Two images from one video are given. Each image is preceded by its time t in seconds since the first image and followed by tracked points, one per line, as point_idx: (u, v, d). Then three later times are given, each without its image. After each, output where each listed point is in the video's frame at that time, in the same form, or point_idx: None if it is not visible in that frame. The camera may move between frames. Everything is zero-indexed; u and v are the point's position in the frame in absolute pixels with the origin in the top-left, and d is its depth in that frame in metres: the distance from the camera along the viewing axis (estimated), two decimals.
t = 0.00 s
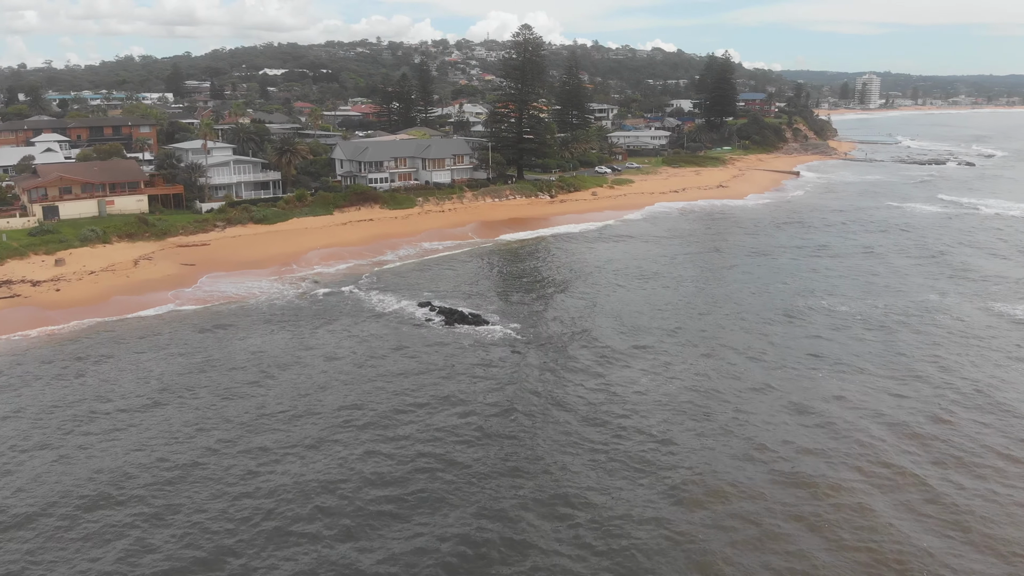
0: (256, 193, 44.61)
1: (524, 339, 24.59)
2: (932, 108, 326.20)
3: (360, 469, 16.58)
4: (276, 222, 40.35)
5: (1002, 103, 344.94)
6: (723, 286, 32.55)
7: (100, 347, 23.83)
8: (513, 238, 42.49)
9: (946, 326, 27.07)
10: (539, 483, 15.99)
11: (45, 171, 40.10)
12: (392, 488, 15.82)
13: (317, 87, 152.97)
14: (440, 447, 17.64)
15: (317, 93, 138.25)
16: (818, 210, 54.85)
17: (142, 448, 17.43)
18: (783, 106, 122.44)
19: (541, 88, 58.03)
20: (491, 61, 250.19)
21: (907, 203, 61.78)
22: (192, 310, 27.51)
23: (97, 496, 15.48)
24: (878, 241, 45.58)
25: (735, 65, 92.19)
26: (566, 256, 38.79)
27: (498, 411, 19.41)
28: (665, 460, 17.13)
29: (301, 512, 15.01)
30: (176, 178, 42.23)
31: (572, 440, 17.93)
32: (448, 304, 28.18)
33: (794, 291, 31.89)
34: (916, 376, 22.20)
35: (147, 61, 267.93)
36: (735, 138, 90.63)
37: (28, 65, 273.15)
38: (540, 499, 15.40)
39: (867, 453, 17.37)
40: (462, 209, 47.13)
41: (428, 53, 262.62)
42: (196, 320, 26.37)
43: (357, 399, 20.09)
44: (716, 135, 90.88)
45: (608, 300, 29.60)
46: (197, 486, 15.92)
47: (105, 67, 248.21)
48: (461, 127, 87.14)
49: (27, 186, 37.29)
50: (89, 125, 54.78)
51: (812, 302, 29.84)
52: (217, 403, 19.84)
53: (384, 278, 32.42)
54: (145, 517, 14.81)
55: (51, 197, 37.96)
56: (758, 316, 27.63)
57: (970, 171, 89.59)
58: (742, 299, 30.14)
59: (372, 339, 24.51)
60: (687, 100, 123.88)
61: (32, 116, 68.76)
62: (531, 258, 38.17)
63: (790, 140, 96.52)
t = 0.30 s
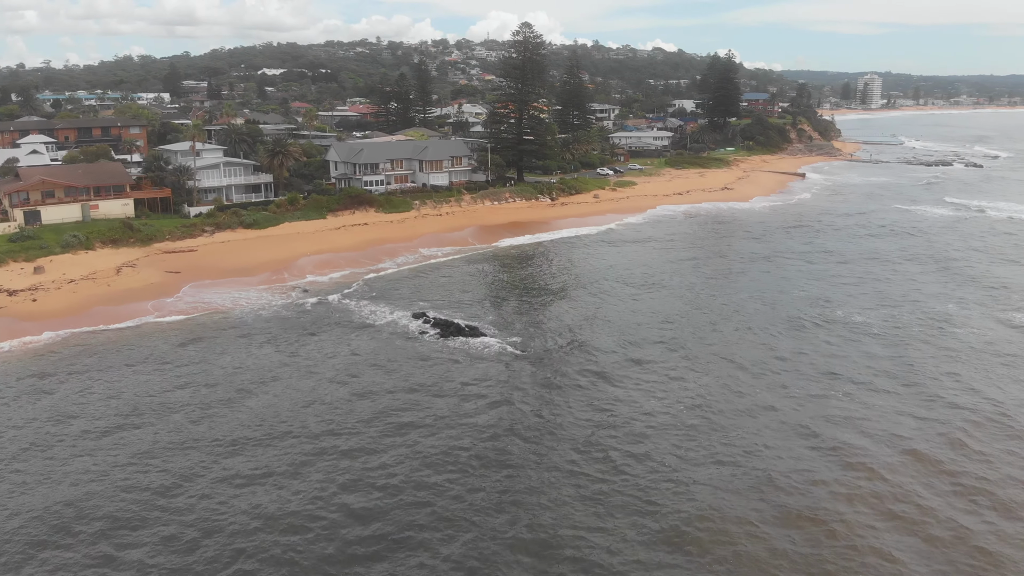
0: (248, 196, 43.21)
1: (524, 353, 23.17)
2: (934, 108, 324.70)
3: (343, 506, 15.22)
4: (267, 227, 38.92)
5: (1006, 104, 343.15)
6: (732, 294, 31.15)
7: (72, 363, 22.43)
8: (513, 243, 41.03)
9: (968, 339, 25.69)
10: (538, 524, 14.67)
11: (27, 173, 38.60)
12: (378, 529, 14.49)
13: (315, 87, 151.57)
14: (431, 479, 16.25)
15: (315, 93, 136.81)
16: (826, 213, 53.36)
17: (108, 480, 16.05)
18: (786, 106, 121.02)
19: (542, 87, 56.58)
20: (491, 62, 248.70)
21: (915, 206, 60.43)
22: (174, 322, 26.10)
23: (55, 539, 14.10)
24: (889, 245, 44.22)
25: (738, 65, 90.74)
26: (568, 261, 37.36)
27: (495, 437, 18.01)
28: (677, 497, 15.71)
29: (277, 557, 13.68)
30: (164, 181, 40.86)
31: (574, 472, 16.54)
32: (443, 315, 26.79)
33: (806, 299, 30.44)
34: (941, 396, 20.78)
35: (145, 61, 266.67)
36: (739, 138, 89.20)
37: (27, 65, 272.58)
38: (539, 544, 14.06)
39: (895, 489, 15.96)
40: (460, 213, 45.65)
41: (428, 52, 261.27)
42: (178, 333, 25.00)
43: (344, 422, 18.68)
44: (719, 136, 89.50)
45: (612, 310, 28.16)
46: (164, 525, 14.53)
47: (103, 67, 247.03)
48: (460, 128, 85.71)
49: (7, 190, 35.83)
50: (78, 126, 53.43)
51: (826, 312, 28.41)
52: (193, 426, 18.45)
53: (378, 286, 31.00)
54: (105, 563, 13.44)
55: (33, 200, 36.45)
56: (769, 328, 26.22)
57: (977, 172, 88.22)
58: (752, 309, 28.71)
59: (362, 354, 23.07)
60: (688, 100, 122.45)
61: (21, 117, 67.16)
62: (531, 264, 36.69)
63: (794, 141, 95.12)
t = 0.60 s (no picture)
0: (238, 200, 41.81)
1: (522, 369, 21.75)
2: (936, 108, 322.98)
3: (320, 550, 13.81)
4: (257, 232, 37.52)
5: (1008, 103, 341.49)
6: (741, 303, 29.66)
7: (40, 381, 21.00)
8: (512, 249, 39.54)
9: (992, 354, 24.21)
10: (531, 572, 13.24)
11: (7, 177, 37.15)
12: None
13: (313, 87, 150.12)
14: (421, 516, 14.84)
15: (313, 93, 135.30)
16: (834, 216, 51.89)
17: (65, 519, 14.61)
18: (790, 106, 119.48)
19: (542, 87, 55.12)
20: (491, 61, 247.14)
21: (924, 209, 58.91)
22: (152, 336, 24.63)
23: None
24: (900, 251, 42.71)
25: (742, 64, 89.27)
26: (570, 267, 35.86)
27: (491, 467, 16.59)
28: (690, 537, 14.32)
29: None
30: (151, 184, 39.43)
31: (578, 508, 15.14)
32: (438, 326, 25.37)
33: (819, 309, 29.01)
34: (970, 419, 19.36)
35: (143, 61, 265.33)
36: (743, 139, 87.74)
37: (24, 65, 271.06)
38: None
39: (927, 529, 14.55)
40: (458, 217, 44.15)
41: (427, 52, 259.89)
42: (156, 347, 23.56)
43: (327, 449, 17.27)
44: (723, 137, 88.03)
45: (615, 321, 26.72)
46: (123, 573, 13.11)
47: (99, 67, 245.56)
48: (459, 128, 84.25)
49: None
50: (65, 127, 52.00)
51: (840, 323, 26.98)
52: (165, 454, 17.03)
53: (370, 295, 29.51)
54: None
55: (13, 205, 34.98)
56: (782, 341, 24.75)
57: (984, 173, 86.65)
58: (763, 319, 27.27)
59: (350, 371, 21.58)
60: (690, 100, 121.00)
61: (10, 117, 65.70)
62: (531, 270, 35.24)
63: (798, 142, 93.60)
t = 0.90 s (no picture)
0: (228, 204, 40.41)
1: (520, 387, 20.32)
2: (939, 108, 321.33)
3: None
4: (246, 237, 36.14)
5: (1011, 102, 339.81)
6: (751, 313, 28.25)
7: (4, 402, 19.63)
8: (511, 254, 38.09)
9: (1019, 372, 22.77)
10: None
11: None
12: None
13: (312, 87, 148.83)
14: (404, 561, 13.43)
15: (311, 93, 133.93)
16: (843, 218, 50.40)
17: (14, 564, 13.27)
18: (793, 107, 117.98)
19: (543, 87, 53.67)
20: (491, 61, 245.72)
21: (934, 212, 57.45)
22: (129, 351, 23.25)
23: None
24: (912, 256, 41.26)
25: (746, 64, 87.83)
26: (571, 273, 34.42)
27: (486, 502, 15.16)
28: None
29: None
30: (137, 187, 38.05)
31: (577, 551, 13.77)
32: (432, 339, 23.95)
33: (833, 319, 27.56)
34: (1000, 446, 17.96)
35: (142, 61, 264.13)
36: (746, 139, 86.28)
37: (23, 65, 270.33)
38: None
39: None
40: (455, 221, 42.72)
41: (427, 52, 258.65)
42: (131, 363, 22.19)
43: (308, 481, 15.86)
44: (726, 137, 86.60)
45: (618, 333, 25.28)
46: None
47: (98, 67, 244.43)
48: (458, 129, 82.84)
49: None
50: (52, 128, 50.63)
51: (856, 336, 25.53)
52: (129, 489, 15.60)
53: (361, 305, 28.10)
54: None
55: None
56: (796, 356, 23.34)
57: (992, 175, 85.10)
58: (775, 331, 25.81)
59: (338, 390, 20.23)
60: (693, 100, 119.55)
61: None
62: (532, 276, 33.75)
63: (803, 142, 92.14)
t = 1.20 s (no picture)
0: (217, 207, 39.00)
1: (518, 408, 18.93)
2: (940, 108, 319.73)
3: None
4: (235, 242, 34.74)
5: (1013, 102, 338.51)
6: (763, 324, 26.73)
7: None
8: (510, 259, 36.56)
9: None
10: None
11: None
12: None
13: (310, 87, 147.37)
14: None
15: (309, 93, 132.46)
16: (852, 221, 49.00)
17: None
18: (797, 107, 116.56)
19: (543, 86, 52.18)
20: (491, 62, 244.28)
21: (944, 215, 55.93)
22: (103, 367, 21.81)
23: None
24: (926, 261, 39.75)
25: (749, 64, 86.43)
26: (573, 279, 32.87)
27: (478, 545, 13.74)
28: None
29: None
30: (122, 191, 36.62)
31: None
32: (426, 353, 22.54)
33: (849, 330, 26.18)
34: None
35: (140, 61, 262.82)
36: (750, 140, 84.84)
37: (21, 65, 268.95)
38: None
39: None
40: (453, 225, 41.22)
41: (427, 51, 257.37)
42: (102, 382, 20.71)
43: (283, 520, 14.42)
44: (730, 138, 85.11)
45: (623, 346, 23.86)
46: None
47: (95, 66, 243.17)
48: (457, 129, 81.43)
49: None
50: (38, 129, 49.19)
51: (875, 349, 24.17)
52: (89, 530, 14.18)
53: (351, 315, 26.60)
54: None
55: None
56: (813, 375, 21.85)
57: (1000, 176, 83.61)
58: (788, 344, 24.42)
59: (323, 413, 18.75)
60: (695, 100, 118.16)
61: None
62: (533, 281, 32.31)
63: (807, 143, 90.66)
